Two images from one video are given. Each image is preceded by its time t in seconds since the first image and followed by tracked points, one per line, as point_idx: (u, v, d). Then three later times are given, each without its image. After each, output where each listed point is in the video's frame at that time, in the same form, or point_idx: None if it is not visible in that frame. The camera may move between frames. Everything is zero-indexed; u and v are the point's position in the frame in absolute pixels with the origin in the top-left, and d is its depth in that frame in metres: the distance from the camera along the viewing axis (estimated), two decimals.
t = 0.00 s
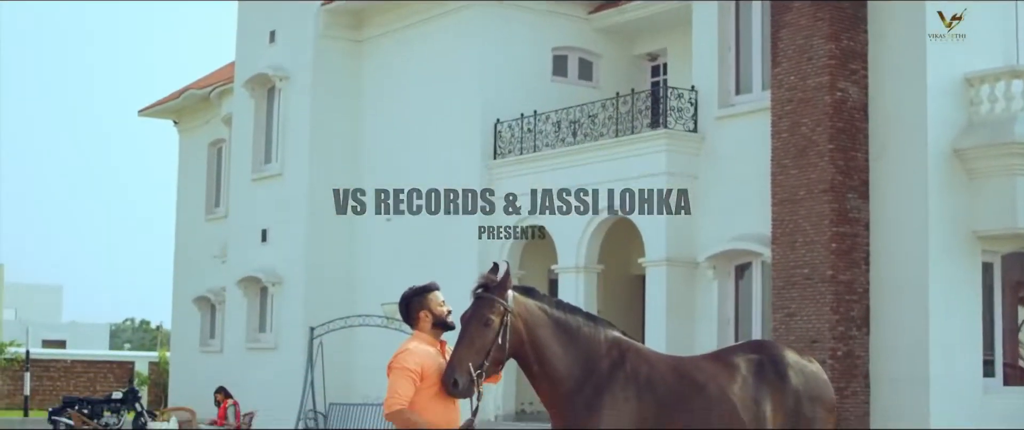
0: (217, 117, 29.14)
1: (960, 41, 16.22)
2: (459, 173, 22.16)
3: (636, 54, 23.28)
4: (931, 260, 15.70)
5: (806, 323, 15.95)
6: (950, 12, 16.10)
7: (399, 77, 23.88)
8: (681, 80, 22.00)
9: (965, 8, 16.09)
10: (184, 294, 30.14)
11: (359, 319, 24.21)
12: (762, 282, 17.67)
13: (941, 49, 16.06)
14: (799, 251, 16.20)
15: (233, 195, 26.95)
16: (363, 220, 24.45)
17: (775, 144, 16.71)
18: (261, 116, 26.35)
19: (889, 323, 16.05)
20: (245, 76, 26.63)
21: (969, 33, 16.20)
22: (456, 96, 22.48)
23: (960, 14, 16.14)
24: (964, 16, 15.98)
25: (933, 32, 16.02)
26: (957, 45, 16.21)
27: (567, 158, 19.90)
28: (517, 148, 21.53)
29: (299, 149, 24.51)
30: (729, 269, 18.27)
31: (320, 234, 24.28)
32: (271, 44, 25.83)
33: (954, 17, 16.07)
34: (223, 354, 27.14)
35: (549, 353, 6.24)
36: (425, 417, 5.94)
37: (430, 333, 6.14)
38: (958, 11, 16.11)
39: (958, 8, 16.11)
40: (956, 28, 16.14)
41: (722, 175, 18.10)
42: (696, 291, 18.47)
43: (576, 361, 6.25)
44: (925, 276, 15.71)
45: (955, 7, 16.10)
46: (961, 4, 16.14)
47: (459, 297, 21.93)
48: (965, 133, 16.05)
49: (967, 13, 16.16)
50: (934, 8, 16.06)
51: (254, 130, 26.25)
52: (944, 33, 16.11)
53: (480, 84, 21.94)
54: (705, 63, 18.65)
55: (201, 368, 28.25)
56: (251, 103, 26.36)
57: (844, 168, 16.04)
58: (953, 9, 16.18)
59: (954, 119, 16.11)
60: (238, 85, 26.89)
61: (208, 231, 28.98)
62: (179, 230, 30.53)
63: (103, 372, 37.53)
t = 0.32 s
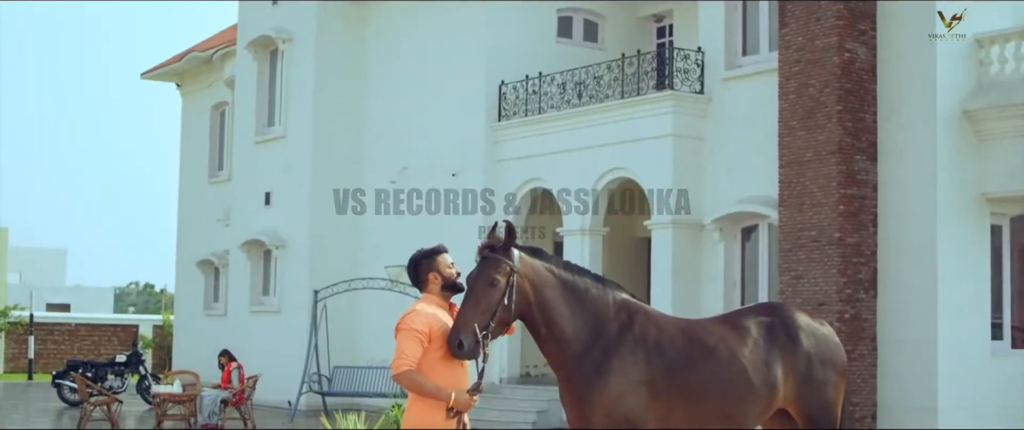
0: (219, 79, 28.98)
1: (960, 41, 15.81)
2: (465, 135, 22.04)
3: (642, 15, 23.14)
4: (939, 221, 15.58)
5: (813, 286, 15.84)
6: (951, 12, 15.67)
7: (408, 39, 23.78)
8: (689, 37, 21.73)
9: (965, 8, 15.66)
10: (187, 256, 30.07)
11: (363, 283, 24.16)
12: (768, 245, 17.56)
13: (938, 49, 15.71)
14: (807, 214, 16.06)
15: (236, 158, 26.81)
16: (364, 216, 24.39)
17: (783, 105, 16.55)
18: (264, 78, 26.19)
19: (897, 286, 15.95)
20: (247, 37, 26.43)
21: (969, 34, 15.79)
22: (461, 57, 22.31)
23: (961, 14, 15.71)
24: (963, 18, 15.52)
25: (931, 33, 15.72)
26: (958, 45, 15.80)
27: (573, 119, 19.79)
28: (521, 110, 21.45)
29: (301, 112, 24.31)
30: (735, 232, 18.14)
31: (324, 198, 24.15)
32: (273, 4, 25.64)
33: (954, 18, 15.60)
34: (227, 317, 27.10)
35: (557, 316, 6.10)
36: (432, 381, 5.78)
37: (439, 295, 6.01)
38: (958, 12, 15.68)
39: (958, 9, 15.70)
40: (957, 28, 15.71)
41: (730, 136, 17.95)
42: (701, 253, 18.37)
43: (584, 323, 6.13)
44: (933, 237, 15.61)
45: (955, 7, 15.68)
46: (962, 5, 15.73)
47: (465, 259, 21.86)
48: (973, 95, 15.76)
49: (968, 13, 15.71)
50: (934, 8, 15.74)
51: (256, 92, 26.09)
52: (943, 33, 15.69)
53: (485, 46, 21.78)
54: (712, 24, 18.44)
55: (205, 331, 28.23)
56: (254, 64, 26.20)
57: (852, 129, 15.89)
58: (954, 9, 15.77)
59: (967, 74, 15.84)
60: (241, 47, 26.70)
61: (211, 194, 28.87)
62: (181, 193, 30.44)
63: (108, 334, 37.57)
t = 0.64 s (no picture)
0: (222, 46, 28.80)
1: (960, 42, 15.51)
2: (468, 100, 21.90)
3: None
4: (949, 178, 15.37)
5: (821, 251, 15.71)
6: (951, 11, 15.39)
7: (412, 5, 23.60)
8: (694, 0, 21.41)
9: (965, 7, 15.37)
10: (191, 224, 29.97)
11: (366, 249, 24.09)
12: (775, 210, 17.46)
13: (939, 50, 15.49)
14: (814, 178, 15.91)
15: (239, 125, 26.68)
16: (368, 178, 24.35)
17: (790, 68, 16.37)
18: (266, 44, 26.02)
19: (905, 250, 15.82)
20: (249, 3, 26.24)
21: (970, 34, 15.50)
22: (466, 22, 22.15)
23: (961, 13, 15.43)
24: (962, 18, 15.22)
25: (933, 33, 15.53)
26: (959, 46, 15.51)
27: (577, 84, 19.63)
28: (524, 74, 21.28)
29: (303, 79, 24.15)
30: (742, 197, 18.04)
31: (328, 165, 24.01)
32: None
33: (953, 18, 15.30)
34: (231, 284, 27.01)
35: (566, 281, 5.98)
36: (441, 348, 5.67)
37: (445, 261, 5.89)
38: (958, 11, 15.40)
39: (958, 8, 15.42)
40: (957, 28, 15.42)
41: (737, 100, 17.78)
42: (707, 217, 18.24)
43: (593, 288, 6.01)
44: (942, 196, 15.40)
45: (955, 6, 15.40)
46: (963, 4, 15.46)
47: (471, 225, 21.76)
48: (982, 58, 15.58)
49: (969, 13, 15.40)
50: (935, 8, 15.52)
51: (259, 58, 25.96)
52: (943, 33, 15.44)
53: (488, 10, 21.58)
54: None
55: (209, 298, 28.15)
56: (256, 30, 26.03)
57: (860, 93, 15.71)
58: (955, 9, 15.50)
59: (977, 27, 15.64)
60: (243, 13, 26.51)
61: (214, 161, 28.72)
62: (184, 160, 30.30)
63: (112, 302, 37.58)
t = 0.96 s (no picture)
0: (223, 10, 28.57)
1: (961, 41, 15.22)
2: (471, 65, 21.73)
3: None
4: (957, 144, 15.17)
5: (828, 215, 15.58)
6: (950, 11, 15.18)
7: None
8: None
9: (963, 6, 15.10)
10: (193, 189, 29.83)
11: (369, 215, 24.00)
12: (780, 175, 17.28)
13: (942, 49, 15.32)
14: (821, 141, 15.74)
15: (240, 91, 26.51)
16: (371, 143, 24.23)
17: (797, 31, 16.17)
18: (267, 8, 25.81)
19: (912, 213, 15.67)
20: None
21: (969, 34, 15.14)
22: None
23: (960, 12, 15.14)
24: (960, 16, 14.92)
25: (934, 33, 15.39)
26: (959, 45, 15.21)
27: (581, 48, 19.46)
28: (528, 38, 21.08)
29: (306, 44, 23.99)
30: (747, 162, 17.86)
31: (330, 133, 23.84)
32: None
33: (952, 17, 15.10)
34: (233, 249, 26.92)
35: (574, 246, 5.84)
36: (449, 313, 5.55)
37: (449, 225, 5.75)
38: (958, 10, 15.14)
39: (958, 8, 15.16)
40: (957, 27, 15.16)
41: (742, 64, 17.61)
42: (713, 181, 18.10)
43: (602, 252, 5.88)
44: (950, 163, 15.22)
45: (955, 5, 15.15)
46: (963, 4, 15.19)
47: (474, 190, 21.61)
48: (992, 20, 15.34)
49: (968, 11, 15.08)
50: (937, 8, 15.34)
51: (261, 22, 25.77)
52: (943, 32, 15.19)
53: None
54: None
55: (212, 264, 28.06)
56: None
57: (868, 56, 15.50)
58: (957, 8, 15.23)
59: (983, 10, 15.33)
60: None
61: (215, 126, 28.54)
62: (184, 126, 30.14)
63: (115, 268, 37.51)
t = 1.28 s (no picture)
0: None
1: (962, 41, 15.01)
2: (475, 32, 21.54)
3: None
4: (968, 111, 14.96)
5: (837, 184, 15.43)
6: (950, 11, 15.09)
7: None
8: None
9: (965, 6, 14.93)
10: (194, 157, 29.67)
11: (372, 184, 23.87)
12: (788, 142, 17.16)
13: (942, 49, 15.24)
14: (830, 109, 15.57)
15: (243, 59, 26.33)
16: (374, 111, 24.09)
17: None
18: None
19: (920, 178, 15.52)
20: None
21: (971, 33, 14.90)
22: None
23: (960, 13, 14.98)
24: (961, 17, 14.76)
25: (933, 33, 15.31)
26: (958, 45, 15.02)
27: (586, 14, 19.27)
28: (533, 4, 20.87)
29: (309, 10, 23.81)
30: (755, 129, 17.71)
31: (333, 103, 23.67)
32: None
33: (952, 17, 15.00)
34: (236, 219, 26.77)
35: (583, 215, 5.69)
36: (452, 286, 5.38)
37: (451, 195, 5.57)
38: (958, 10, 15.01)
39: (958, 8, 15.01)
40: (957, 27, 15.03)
41: (749, 31, 17.43)
42: (720, 149, 17.95)
43: (612, 221, 5.73)
44: (960, 132, 15.01)
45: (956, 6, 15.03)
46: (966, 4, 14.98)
47: (478, 159, 21.47)
48: None
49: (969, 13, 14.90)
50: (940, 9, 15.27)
51: None
52: (944, 32, 15.15)
53: None
54: None
55: (215, 232, 27.92)
56: None
57: (877, 23, 15.31)
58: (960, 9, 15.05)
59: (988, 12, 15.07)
60: None
61: (217, 95, 28.37)
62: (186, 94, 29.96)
63: (117, 238, 37.41)
